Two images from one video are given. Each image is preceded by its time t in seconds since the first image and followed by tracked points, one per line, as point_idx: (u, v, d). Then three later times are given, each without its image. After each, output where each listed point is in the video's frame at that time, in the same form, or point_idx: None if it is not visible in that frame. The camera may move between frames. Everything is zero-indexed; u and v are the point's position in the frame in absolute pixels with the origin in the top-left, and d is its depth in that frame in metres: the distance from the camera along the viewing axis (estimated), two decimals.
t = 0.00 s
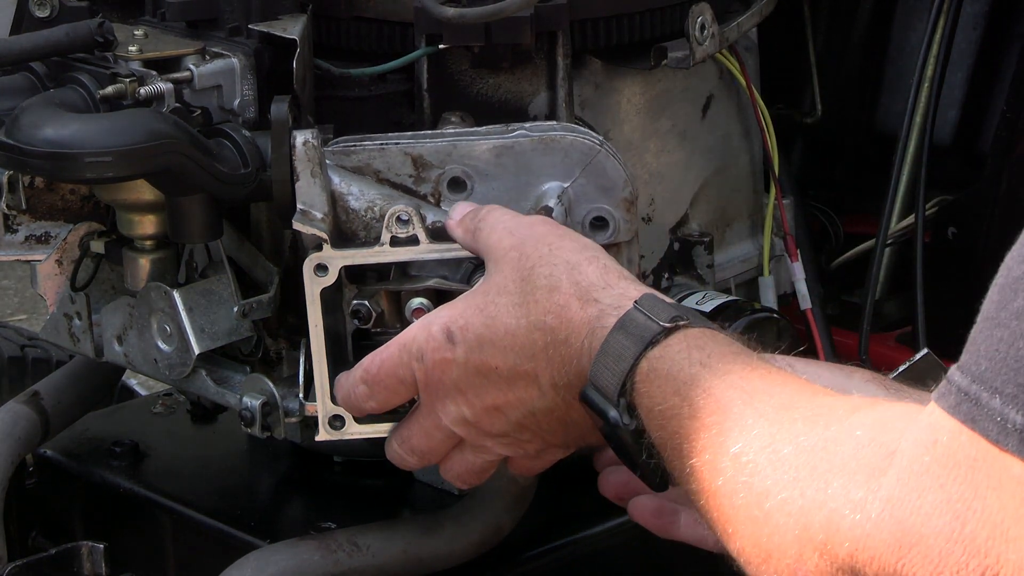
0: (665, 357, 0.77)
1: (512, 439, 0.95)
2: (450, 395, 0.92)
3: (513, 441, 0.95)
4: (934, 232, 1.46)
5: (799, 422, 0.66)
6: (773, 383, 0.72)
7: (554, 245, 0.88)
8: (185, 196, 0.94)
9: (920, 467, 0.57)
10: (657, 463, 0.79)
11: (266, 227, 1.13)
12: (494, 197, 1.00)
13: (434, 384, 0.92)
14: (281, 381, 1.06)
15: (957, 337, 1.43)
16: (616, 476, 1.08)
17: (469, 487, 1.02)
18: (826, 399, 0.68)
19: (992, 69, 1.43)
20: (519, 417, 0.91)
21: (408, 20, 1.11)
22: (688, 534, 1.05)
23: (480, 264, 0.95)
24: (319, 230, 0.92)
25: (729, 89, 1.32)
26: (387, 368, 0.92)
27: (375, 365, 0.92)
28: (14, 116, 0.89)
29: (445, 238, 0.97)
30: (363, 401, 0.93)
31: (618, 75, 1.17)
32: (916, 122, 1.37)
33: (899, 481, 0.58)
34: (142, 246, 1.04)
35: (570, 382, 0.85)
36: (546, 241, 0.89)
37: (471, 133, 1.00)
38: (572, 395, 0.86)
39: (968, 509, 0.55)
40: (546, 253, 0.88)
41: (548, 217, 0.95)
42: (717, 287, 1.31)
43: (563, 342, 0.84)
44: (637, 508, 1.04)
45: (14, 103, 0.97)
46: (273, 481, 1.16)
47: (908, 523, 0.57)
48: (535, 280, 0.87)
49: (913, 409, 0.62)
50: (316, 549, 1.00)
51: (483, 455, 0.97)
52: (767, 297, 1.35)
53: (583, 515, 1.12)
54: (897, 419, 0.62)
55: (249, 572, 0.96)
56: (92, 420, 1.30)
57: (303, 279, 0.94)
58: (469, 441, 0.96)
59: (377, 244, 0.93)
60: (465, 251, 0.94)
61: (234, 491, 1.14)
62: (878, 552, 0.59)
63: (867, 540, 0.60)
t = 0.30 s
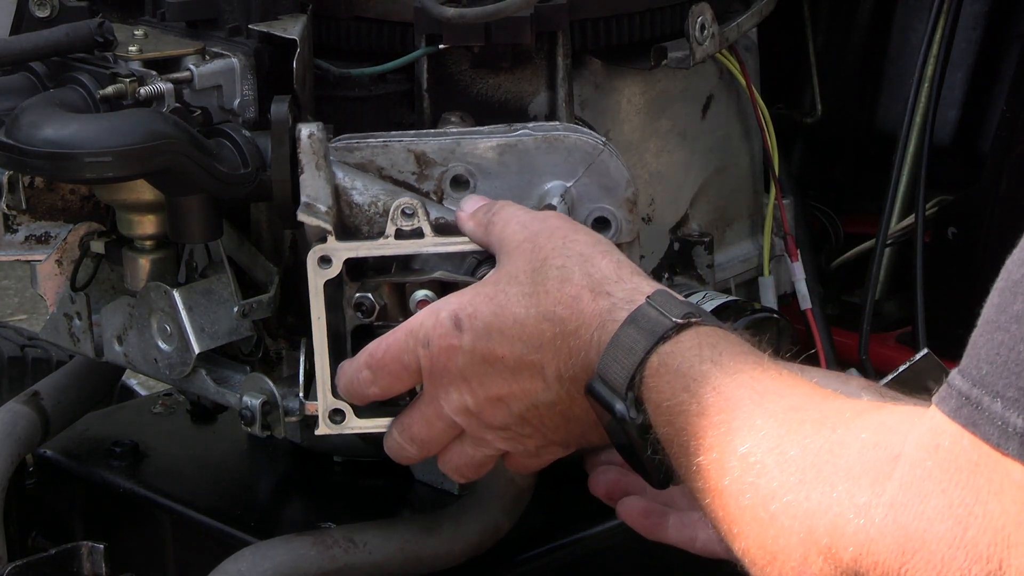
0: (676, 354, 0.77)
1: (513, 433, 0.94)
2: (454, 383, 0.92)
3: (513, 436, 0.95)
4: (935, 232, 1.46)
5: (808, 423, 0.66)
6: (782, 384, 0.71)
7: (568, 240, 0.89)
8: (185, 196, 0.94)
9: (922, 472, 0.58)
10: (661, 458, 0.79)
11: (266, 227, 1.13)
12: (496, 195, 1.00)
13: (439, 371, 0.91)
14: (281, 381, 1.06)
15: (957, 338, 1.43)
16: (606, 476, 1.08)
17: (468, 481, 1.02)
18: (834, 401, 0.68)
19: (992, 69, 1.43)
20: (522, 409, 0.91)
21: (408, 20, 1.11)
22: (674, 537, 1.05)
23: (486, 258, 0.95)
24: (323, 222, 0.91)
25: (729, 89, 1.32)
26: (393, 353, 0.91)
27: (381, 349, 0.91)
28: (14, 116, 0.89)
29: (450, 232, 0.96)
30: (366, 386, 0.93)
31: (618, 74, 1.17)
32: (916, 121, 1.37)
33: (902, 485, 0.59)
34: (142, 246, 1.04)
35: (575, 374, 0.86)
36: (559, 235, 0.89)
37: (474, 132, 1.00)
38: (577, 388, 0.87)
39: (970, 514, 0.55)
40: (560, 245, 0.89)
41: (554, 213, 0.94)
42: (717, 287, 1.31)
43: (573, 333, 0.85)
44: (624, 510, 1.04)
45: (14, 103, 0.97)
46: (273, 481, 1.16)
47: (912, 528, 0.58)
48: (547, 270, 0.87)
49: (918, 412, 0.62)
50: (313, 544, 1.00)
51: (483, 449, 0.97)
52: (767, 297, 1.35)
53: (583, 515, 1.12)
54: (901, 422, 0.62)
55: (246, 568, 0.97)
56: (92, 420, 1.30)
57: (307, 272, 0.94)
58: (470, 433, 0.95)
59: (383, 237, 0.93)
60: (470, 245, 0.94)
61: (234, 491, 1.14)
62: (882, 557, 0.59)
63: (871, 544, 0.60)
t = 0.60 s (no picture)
0: (674, 350, 0.77)
1: (514, 429, 0.94)
2: (455, 379, 0.92)
3: (514, 432, 0.95)
4: (934, 232, 1.46)
5: (804, 421, 0.66)
6: (779, 380, 0.71)
7: (569, 233, 0.89)
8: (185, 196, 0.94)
9: (915, 472, 0.58)
10: (660, 456, 0.80)
11: (265, 226, 1.12)
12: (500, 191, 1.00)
13: (439, 367, 0.91)
14: (281, 381, 1.06)
15: (957, 338, 1.43)
16: (613, 470, 1.07)
17: (469, 477, 1.01)
18: (830, 399, 0.68)
19: (992, 69, 1.43)
20: (523, 405, 0.91)
21: (408, 20, 1.11)
22: (669, 541, 1.04)
23: (488, 255, 0.96)
24: (326, 219, 0.92)
25: (728, 89, 1.32)
26: (393, 350, 0.91)
27: (380, 346, 0.91)
28: (14, 116, 0.89)
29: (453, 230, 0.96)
30: (367, 383, 0.93)
31: (618, 74, 1.17)
32: (916, 121, 1.37)
33: (897, 486, 0.59)
34: (142, 246, 1.04)
35: (576, 369, 0.85)
36: (560, 230, 0.89)
37: (478, 129, 0.99)
38: (577, 384, 0.86)
39: (962, 515, 0.56)
40: (560, 240, 0.88)
41: (557, 206, 0.95)
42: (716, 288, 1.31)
43: (572, 329, 0.84)
44: (624, 508, 1.04)
45: (14, 104, 0.97)
46: (274, 481, 1.16)
47: (905, 529, 0.58)
48: (547, 265, 0.87)
49: (912, 412, 0.63)
50: (316, 542, 1.00)
51: (483, 446, 0.97)
52: (767, 299, 1.35)
53: (583, 515, 1.13)
54: (896, 421, 0.62)
55: (248, 566, 0.97)
56: (92, 420, 1.30)
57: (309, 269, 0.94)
58: (471, 430, 0.95)
59: (386, 234, 0.93)
60: (474, 242, 0.94)
61: (234, 491, 1.14)
62: (876, 557, 0.59)
63: (865, 545, 0.60)
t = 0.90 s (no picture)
0: (674, 350, 0.77)
1: (514, 430, 0.95)
2: (454, 380, 0.92)
3: (514, 433, 0.95)
4: (934, 232, 1.46)
5: (805, 420, 0.66)
6: (780, 380, 0.71)
7: (569, 234, 0.89)
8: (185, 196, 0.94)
9: (915, 470, 0.58)
10: (660, 456, 0.80)
11: (266, 227, 1.13)
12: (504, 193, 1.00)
13: (439, 368, 0.91)
14: (281, 381, 1.06)
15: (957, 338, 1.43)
16: (613, 475, 1.08)
17: (468, 477, 1.01)
18: (831, 399, 0.68)
19: (992, 69, 1.43)
20: (523, 406, 0.91)
21: (408, 20, 1.11)
22: (671, 546, 1.04)
23: (491, 256, 0.95)
24: (330, 216, 0.92)
25: (729, 88, 1.31)
26: (393, 351, 0.91)
27: (380, 347, 0.92)
28: (14, 116, 0.89)
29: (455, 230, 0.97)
30: (366, 385, 0.93)
31: (618, 74, 1.17)
32: (916, 121, 1.37)
33: (898, 484, 0.59)
34: (142, 246, 1.04)
35: (576, 371, 0.85)
36: (559, 230, 0.89)
37: (484, 129, 0.99)
38: (577, 384, 0.86)
39: (963, 511, 0.56)
40: (560, 240, 0.88)
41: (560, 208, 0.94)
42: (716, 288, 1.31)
43: (572, 330, 0.84)
44: (624, 514, 1.04)
45: (13, 103, 0.97)
46: (274, 481, 1.16)
47: (905, 527, 0.58)
48: (547, 266, 0.87)
49: (912, 410, 0.63)
50: (314, 539, 1.00)
51: (482, 446, 0.97)
52: (767, 300, 1.36)
53: (583, 515, 1.13)
54: (896, 420, 0.62)
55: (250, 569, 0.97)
56: (92, 420, 1.30)
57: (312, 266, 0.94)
58: (471, 431, 0.95)
59: (389, 233, 0.93)
60: (477, 242, 0.94)
61: (235, 491, 1.14)
62: (876, 556, 0.59)
63: (865, 543, 0.60)
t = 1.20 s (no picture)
0: (690, 365, 0.75)
1: (525, 442, 0.94)
2: (465, 391, 0.91)
3: (525, 445, 0.94)
4: (935, 232, 1.46)
5: (825, 436, 0.65)
6: (796, 394, 0.70)
7: (582, 244, 0.87)
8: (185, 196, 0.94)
9: (936, 487, 0.58)
10: (675, 471, 0.79)
11: (266, 227, 1.13)
12: (519, 199, 0.99)
13: (450, 379, 0.91)
14: (282, 381, 1.06)
15: (957, 338, 1.43)
16: (622, 481, 1.07)
17: (477, 488, 1.01)
18: (850, 414, 0.67)
19: (992, 69, 1.43)
20: (534, 418, 0.91)
21: (408, 20, 1.11)
22: (677, 553, 1.04)
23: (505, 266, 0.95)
24: (345, 222, 0.92)
25: (729, 89, 1.31)
26: (404, 361, 0.91)
27: (391, 356, 0.92)
28: (14, 116, 0.89)
29: (471, 238, 0.97)
30: (376, 394, 0.93)
31: (618, 74, 1.17)
32: (917, 121, 1.37)
33: (919, 501, 0.59)
34: (142, 246, 1.04)
35: (589, 385, 0.84)
36: (573, 241, 0.88)
37: (500, 134, 0.99)
38: (590, 399, 0.86)
39: (985, 529, 0.56)
40: (574, 251, 0.87)
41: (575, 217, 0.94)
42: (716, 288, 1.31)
43: (586, 343, 0.83)
44: (631, 521, 1.03)
45: (13, 103, 0.97)
46: (274, 481, 1.16)
47: (927, 544, 0.58)
48: (561, 279, 0.85)
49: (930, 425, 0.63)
50: (320, 544, 1.00)
51: (493, 457, 0.96)
52: (767, 299, 1.35)
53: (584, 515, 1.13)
54: (915, 435, 0.62)
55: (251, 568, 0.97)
56: (92, 420, 1.30)
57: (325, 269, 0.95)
58: (481, 442, 0.95)
59: (403, 240, 0.93)
60: (492, 251, 0.93)
61: (235, 491, 1.14)
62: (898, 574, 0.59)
63: (887, 561, 0.59)
